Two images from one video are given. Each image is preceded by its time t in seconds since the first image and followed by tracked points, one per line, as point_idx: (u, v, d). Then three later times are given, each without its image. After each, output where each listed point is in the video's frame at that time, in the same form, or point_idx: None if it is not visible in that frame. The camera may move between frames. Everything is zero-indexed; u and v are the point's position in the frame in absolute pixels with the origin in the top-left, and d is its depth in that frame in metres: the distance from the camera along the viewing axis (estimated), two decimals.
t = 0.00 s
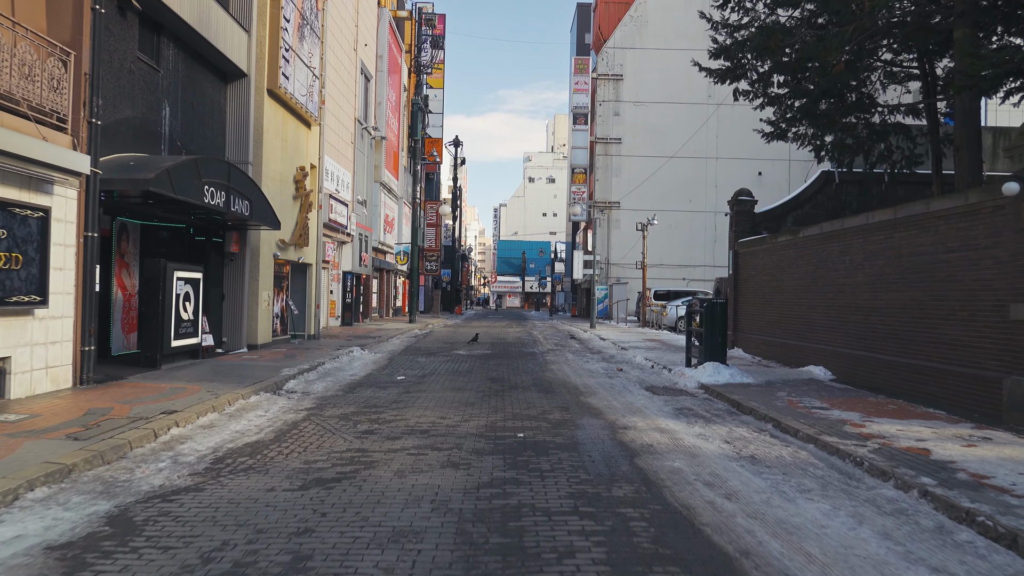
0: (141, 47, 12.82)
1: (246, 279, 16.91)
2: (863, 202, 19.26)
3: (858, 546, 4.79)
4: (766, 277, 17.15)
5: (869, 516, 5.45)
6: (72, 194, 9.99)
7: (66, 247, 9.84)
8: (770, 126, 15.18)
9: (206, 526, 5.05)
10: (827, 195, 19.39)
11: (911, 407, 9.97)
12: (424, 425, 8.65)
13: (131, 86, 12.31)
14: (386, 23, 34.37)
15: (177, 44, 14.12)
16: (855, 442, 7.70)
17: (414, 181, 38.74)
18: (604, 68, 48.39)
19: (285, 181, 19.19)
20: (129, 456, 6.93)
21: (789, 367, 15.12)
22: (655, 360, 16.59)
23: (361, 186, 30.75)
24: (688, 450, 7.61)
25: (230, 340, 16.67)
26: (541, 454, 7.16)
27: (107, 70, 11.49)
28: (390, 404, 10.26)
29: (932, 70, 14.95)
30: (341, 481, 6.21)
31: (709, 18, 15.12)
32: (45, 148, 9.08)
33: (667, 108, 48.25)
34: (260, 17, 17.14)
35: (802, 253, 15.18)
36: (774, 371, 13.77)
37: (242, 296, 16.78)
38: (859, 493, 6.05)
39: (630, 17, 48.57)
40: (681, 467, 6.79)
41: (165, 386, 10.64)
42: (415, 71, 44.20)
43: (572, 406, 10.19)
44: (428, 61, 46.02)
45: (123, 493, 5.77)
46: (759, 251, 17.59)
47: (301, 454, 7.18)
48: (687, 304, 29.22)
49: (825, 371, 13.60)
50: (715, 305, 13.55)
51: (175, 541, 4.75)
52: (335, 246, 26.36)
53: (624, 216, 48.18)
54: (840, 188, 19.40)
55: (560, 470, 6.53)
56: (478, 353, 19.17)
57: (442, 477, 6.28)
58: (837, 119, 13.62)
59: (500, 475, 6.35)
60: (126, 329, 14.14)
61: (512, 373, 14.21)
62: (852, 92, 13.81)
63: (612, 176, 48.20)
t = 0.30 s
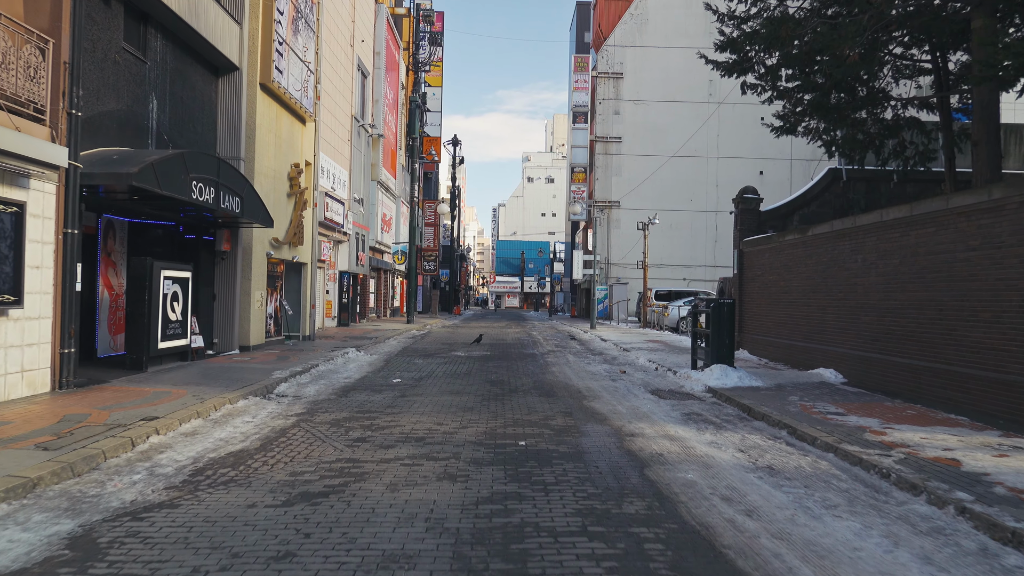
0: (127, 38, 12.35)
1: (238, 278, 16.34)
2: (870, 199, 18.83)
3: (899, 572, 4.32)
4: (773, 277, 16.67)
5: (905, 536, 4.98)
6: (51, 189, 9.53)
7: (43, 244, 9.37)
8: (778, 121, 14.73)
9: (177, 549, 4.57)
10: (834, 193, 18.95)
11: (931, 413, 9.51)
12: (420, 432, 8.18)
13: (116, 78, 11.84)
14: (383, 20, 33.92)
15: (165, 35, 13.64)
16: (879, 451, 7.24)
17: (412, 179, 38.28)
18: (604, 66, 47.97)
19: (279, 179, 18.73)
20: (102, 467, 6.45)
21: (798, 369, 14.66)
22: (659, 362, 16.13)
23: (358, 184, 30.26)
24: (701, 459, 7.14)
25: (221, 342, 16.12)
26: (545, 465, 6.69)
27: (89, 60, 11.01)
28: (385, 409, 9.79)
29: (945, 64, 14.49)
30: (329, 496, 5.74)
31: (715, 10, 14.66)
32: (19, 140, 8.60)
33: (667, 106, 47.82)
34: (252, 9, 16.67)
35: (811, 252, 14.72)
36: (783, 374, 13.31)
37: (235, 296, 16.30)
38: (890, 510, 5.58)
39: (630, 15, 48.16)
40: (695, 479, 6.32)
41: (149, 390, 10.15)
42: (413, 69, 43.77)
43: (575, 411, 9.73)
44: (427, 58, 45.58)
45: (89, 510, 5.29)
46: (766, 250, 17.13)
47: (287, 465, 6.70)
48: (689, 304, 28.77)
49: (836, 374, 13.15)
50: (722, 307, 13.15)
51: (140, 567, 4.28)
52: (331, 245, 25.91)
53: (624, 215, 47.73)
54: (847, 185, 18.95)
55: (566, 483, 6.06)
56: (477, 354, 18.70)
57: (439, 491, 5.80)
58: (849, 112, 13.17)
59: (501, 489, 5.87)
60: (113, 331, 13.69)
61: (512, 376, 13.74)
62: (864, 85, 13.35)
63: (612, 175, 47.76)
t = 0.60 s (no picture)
0: (113, 28, 11.89)
1: (230, 278, 15.85)
2: (879, 198, 18.39)
3: None
4: (780, 277, 16.22)
5: (948, 561, 4.53)
6: (29, 184, 9.09)
7: (19, 241, 8.93)
8: (787, 115, 14.30)
9: None
10: (842, 190, 18.47)
11: (952, 419, 9.07)
12: (415, 441, 7.72)
13: (100, 69, 11.38)
14: (381, 16, 33.48)
15: (153, 26, 13.19)
16: (905, 462, 6.79)
17: (410, 178, 37.85)
18: (604, 64, 47.55)
19: (273, 176, 18.27)
20: (72, 481, 5.98)
21: (807, 372, 14.21)
22: (664, 364, 15.68)
23: (355, 183, 29.78)
24: (715, 471, 6.69)
25: (212, 343, 15.65)
26: (548, 478, 6.23)
27: (71, 50, 10.56)
28: (379, 415, 9.33)
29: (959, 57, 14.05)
30: (315, 514, 5.28)
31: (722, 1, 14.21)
32: None
33: (668, 105, 47.40)
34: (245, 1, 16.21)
35: (820, 251, 14.28)
36: (793, 377, 12.86)
37: (226, 297, 15.83)
38: (925, 530, 5.13)
39: (630, 12, 47.74)
40: (711, 494, 5.87)
41: (133, 395, 9.69)
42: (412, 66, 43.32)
43: (579, 417, 9.27)
44: (425, 55, 45.14)
45: (51, 531, 4.83)
46: (772, 249, 16.69)
47: (273, 478, 6.23)
48: (691, 305, 28.42)
49: (847, 377, 12.71)
50: (730, 308, 12.69)
51: None
52: (328, 244, 25.45)
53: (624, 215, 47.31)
54: (855, 183, 18.49)
55: (572, 499, 5.60)
56: (476, 356, 18.25)
57: (434, 509, 5.35)
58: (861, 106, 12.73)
59: (501, 506, 5.41)
60: (100, 332, 13.24)
61: (512, 379, 13.28)
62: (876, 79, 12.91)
63: (612, 174, 47.34)
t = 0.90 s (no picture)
0: (96, 17, 11.39)
1: (221, 278, 15.39)
2: (888, 195, 18.00)
3: None
4: (788, 276, 15.76)
5: None
6: (3, 178, 8.62)
7: None
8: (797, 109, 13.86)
9: None
10: (850, 187, 18.05)
11: (976, 427, 8.61)
12: (410, 451, 7.25)
13: (82, 59, 10.91)
14: (379, 12, 33.01)
15: (140, 16, 12.71)
16: (935, 475, 6.32)
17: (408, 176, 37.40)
18: (604, 62, 47.13)
19: (266, 173, 17.79)
20: (36, 498, 5.51)
21: (816, 375, 13.74)
22: (668, 367, 15.21)
23: (352, 181, 29.30)
24: (731, 484, 6.23)
25: (203, 345, 15.22)
26: (553, 494, 5.76)
27: (51, 39, 10.09)
28: (373, 422, 8.85)
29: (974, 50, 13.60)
30: (298, 535, 4.81)
31: None
32: None
33: (669, 103, 46.96)
34: None
35: (831, 250, 13.83)
36: (803, 380, 12.38)
37: (217, 298, 15.37)
38: (968, 553, 4.66)
39: (631, 9, 47.31)
40: (729, 511, 5.40)
41: (114, 401, 9.22)
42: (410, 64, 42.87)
43: (583, 424, 8.80)
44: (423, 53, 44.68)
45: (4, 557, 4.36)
46: (779, 247, 16.24)
47: (255, 494, 5.76)
48: (693, 305, 28.01)
49: (860, 380, 12.26)
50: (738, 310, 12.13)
51: None
52: (324, 243, 24.99)
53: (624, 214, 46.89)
54: (864, 180, 18.09)
55: (580, 519, 5.13)
56: (475, 357, 17.79)
57: (428, 530, 4.88)
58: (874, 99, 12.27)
59: (501, 527, 4.94)
60: (85, 334, 12.69)
61: (512, 382, 12.81)
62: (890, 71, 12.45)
63: (613, 173, 46.91)
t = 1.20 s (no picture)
0: (79, 5, 10.92)
1: (212, 278, 14.94)
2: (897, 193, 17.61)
3: None
4: (796, 276, 15.31)
5: None
6: None
7: None
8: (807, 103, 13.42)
9: None
10: (858, 184, 17.73)
11: (1002, 435, 8.17)
12: (405, 462, 6.78)
13: (63, 48, 10.44)
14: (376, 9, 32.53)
15: (126, 5, 12.25)
16: (971, 489, 5.86)
17: (406, 175, 36.96)
18: (604, 60, 46.71)
19: (259, 170, 17.31)
20: None
21: (827, 378, 13.28)
22: (672, 370, 14.74)
23: (349, 179, 28.83)
24: (751, 500, 5.76)
25: (193, 347, 14.80)
26: (558, 512, 5.29)
27: (28, 26, 9.63)
28: (366, 429, 8.38)
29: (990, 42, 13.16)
30: (278, 562, 4.34)
31: None
32: None
33: (670, 101, 46.52)
34: None
35: (842, 249, 13.38)
36: (815, 384, 11.92)
37: (208, 299, 14.89)
38: None
39: (631, 7, 46.88)
40: (753, 533, 4.93)
41: (94, 407, 8.74)
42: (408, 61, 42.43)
43: (588, 432, 8.34)
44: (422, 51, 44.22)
45: None
46: (787, 246, 15.79)
47: (233, 513, 5.28)
48: (696, 306, 27.62)
49: (873, 384, 11.82)
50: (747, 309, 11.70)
51: None
52: (320, 243, 24.54)
53: (625, 214, 46.48)
54: (872, 178, 17.68)
55: (589, 542, 4.66)
56: (474, 360, 17.34)
57: (422, 557, 4.41)
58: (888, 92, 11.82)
59: (503, 552, 4.47)
60: (68, 335, 12.21)
61: (513, 386, 12.34)
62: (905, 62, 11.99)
63: (613, 172, 46.46)
